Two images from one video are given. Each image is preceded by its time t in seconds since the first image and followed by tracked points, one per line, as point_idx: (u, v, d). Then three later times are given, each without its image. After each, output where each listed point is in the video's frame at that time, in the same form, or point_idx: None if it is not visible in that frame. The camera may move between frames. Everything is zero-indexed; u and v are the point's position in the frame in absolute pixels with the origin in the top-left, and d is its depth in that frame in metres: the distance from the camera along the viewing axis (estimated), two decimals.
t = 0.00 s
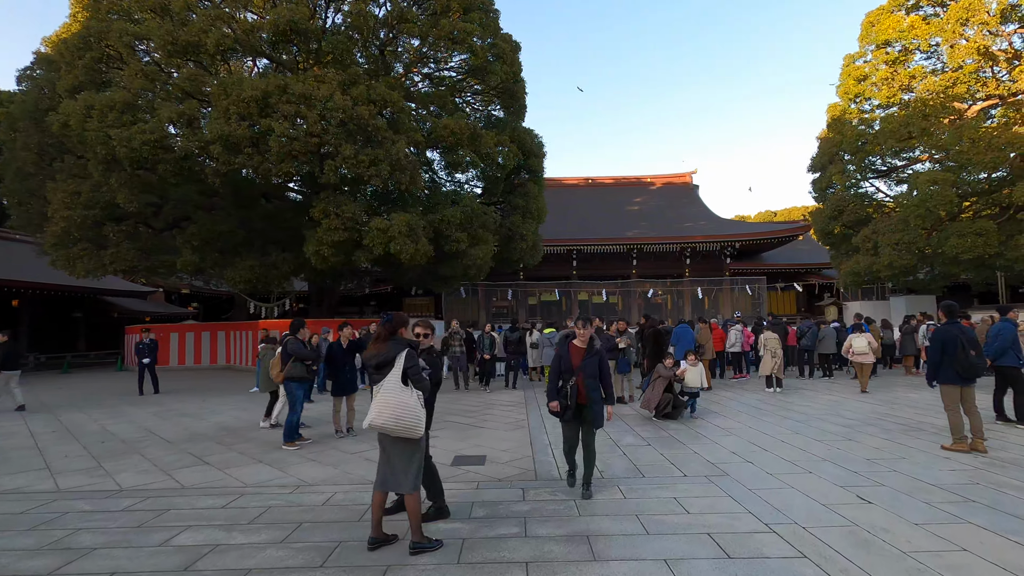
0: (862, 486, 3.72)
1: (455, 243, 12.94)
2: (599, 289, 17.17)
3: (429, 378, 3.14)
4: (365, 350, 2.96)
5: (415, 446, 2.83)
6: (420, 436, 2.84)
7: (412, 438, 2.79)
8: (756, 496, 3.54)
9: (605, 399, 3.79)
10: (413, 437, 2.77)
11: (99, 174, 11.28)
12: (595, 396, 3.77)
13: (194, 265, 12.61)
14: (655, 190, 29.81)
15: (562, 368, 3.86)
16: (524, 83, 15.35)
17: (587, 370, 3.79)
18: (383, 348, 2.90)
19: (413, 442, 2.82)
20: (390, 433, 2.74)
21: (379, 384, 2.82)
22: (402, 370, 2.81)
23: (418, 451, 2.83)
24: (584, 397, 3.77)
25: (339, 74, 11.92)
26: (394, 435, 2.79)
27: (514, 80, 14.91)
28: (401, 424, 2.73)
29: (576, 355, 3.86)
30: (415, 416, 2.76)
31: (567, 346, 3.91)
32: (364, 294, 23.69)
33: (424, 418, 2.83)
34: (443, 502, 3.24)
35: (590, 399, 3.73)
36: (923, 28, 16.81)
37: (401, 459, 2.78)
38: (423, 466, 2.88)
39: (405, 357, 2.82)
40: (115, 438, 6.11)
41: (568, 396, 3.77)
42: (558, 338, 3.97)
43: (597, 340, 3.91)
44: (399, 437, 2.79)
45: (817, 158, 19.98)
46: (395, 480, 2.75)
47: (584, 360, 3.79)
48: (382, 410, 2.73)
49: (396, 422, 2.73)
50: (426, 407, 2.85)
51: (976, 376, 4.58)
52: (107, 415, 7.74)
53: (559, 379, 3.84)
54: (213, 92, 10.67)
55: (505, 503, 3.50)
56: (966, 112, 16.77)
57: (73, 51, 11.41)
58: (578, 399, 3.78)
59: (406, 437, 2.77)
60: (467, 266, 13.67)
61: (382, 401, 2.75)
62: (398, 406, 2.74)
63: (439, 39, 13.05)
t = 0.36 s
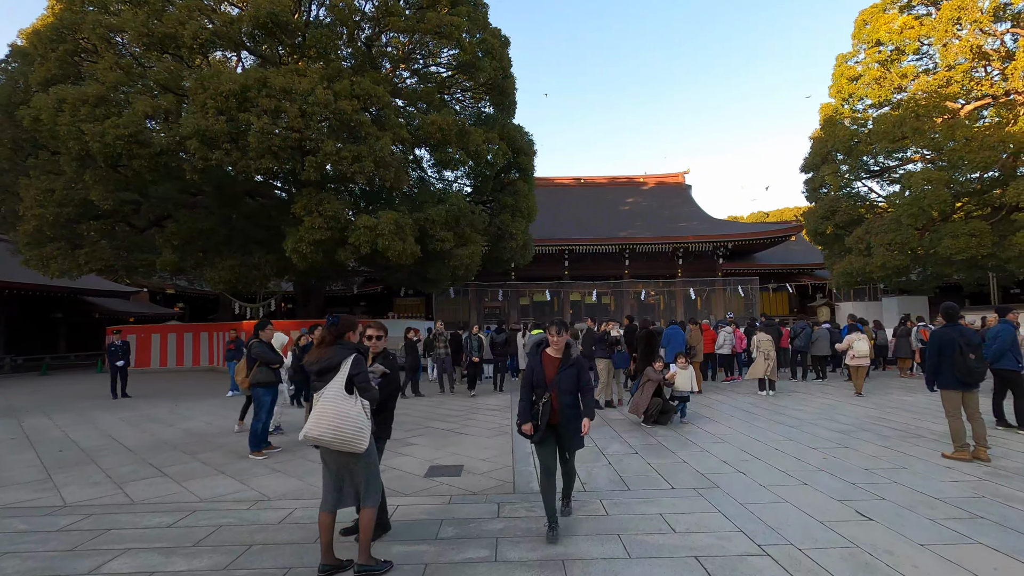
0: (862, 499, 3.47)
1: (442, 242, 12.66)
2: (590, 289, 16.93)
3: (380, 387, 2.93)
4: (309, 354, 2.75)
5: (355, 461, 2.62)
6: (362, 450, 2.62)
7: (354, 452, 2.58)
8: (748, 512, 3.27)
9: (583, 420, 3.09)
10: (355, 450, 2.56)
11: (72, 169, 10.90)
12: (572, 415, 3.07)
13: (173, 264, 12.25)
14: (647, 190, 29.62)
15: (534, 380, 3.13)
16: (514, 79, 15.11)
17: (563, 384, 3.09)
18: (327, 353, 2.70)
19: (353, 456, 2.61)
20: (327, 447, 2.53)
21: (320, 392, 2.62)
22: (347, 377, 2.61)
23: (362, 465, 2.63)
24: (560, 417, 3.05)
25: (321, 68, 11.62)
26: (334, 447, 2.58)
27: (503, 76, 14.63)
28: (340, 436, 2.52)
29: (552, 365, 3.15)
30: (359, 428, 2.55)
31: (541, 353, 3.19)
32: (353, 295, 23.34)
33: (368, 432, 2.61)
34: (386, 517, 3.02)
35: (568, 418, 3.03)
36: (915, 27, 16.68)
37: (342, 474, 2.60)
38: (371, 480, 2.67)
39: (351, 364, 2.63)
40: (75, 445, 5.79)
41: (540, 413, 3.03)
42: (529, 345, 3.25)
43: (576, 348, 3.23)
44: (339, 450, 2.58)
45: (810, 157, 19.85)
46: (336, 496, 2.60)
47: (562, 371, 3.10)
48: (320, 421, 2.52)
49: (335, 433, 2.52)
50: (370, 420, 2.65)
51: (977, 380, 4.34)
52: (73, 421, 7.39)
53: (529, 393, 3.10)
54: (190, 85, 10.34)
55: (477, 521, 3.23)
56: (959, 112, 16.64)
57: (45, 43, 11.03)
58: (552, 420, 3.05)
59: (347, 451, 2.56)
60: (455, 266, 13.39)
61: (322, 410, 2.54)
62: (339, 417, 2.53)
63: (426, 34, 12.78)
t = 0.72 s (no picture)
0: (864, 515, 3.22)
1: (430, 241, 12.39)
2: (582, 289, 16.68)
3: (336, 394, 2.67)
4: (253, 362, 2.43)
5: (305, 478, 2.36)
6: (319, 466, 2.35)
7: (310, 470, 2.30)
8: (743, 530, 3.02)
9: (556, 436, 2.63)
10: (312, 467, 2.28)
11: (45, 165, 10.55)
12: (544, 431, 2.62)
13: (152, 263, 11.90)
14: (640, 190, 29.44)
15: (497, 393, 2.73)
16: (504, 76, 14.87)
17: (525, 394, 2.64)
18: (275, 360, 2.39)
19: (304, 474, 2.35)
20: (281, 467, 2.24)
21: (268, 404, 2.31)
22: (299, 387, 2.32)
23: (314, 482, 2.38)
24: (529, 433, 2.62)
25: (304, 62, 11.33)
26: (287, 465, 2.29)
27: (492, 72, 14.39)
28: (293, 454, 2.23)
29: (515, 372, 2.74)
30: (316, 443, 2.27)
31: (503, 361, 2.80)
32: (342, 295, 23.00)
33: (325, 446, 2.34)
34: (344, 540, 2.75)
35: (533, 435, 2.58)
36: (908, 26, 16.57)
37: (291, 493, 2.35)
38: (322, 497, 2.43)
39: (304, 371, 2.33)
40: (33, 454, 5.47)
41: (503, 431, 2.64)
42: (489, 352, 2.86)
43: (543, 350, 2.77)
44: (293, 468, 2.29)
45: (802, 157, 19.72)
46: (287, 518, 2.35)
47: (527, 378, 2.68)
48: (270, 438, 2.21)
49: (288, 451, 2.22)
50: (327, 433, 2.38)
51: (980, 386, 4.08)
52: (37, 427, 7.05)
53: (491, 408, 2.70)
54: (167, 77, 10.04)
55: (447, 541, 2.96)
56: (953, 111, 16.53)
57: (17, 34, 10.68)
58: (518, 438, 2.63)
59: (303, 469, 2.28)
60: (443, 265, 13.12)
61: (271, 426, 2.23)
62: (292, 432, 2.23)
63: (414, 29, 12.53)
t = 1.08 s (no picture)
0: (863, 530, 2.98)
1: (417, 239, 12.11)
2: (574, 289, 16.41)
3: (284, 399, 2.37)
4: (180, 367, 2.14)
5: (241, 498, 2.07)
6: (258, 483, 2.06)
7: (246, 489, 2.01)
8: (732, 549, 2.75)
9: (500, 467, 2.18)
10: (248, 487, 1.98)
11: (17, 159, 10.20)
12: (487, 459, 2.18)
13: (130, 261, 11.56)
14: (634, 190, 29.25)
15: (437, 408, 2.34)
16: (495, 72, 14.61)
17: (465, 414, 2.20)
18: (205, 365, 2.09)
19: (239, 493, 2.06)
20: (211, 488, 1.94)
21: (195, 415, 2.01)
22: (232, 395, 2.02)
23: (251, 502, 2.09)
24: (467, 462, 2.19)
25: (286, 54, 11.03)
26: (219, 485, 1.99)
27: (482, 68, 14.13)
28: (223, 472, 1.93)
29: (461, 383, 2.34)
30: (250, 459, 1.97)
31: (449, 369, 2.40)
32: (331, 294, 22.65)
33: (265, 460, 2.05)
34: (292, 563, 2.47)
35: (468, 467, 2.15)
36: (902, 23, 16.44)
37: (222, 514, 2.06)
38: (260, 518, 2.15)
39: (237, 377, 2.03)
40: None
41: (437, 457, 2.25)
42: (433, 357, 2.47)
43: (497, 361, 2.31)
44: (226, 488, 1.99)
45: (796, 156, 19.57)
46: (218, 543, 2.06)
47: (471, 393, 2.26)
48: (196, 455, 1.91)
49: (218, 470, 1.93)
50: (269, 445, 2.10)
51: (983, 389, 3.85)
52: None
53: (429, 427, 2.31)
54: (143, 69, 9.75)
55: (408, 562, 2.69)
56: (946, 109, 16.40)
57: None
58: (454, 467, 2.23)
59: (235, 489, 1.98)
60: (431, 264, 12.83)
61: (198, 441, 1.93)
62: (223, 447, 1.94)
63: (401, 24, 12.26)
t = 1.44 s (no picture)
0: (868, 552, 2.72)
1: (404, 238, 11.82)
2: (567, 289, 16.14)
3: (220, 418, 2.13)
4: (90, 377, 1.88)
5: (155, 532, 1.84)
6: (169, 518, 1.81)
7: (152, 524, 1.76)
8: None
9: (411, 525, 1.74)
10: (149, 524, 1.74)
11: None
12: (394, 518, 1.73)
13: (108, 260, 11.21)
14: (628, 189, 29.06)
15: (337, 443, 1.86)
16: (486, 68, 14.35)
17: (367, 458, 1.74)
18: (114, 376, 1.84)
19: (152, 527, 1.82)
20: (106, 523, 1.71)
21: (98, 435, 1.77)
22: (141, 415, 1.77)
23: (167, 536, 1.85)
24: (367, 518, 1.73)
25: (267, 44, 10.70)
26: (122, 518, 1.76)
27: (473, 65, 13.85)
28: (117, 506, 1.69)
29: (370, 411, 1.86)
30: (152, 492, 1.72)
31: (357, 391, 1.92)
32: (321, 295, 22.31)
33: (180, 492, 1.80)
34: None
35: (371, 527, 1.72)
36: (897, 20, 16.27)
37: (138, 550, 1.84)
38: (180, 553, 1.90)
39: (148, 393, 1.78)
40: None
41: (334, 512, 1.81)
42: (339, 375, 1.98)
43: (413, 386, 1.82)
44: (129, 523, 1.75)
45: (790, 155, 19.40)
46: None
47: (376, 427, 1.77)
48: (90, 483, 1.69)
49: (111, 502, 1.69)
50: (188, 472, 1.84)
51: (995, 395, 3.62)
52: None
53: (328, 467, 1.87)
54: (118, 61, 9.42)
55: None
56: (941, 109, 16.24)
57: None
58: (355, 524, 1.78)
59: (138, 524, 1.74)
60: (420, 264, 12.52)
61: (93, 468, 1.70)
62: (122, 477, 1.71)
63: (390, 18, 11.99)
